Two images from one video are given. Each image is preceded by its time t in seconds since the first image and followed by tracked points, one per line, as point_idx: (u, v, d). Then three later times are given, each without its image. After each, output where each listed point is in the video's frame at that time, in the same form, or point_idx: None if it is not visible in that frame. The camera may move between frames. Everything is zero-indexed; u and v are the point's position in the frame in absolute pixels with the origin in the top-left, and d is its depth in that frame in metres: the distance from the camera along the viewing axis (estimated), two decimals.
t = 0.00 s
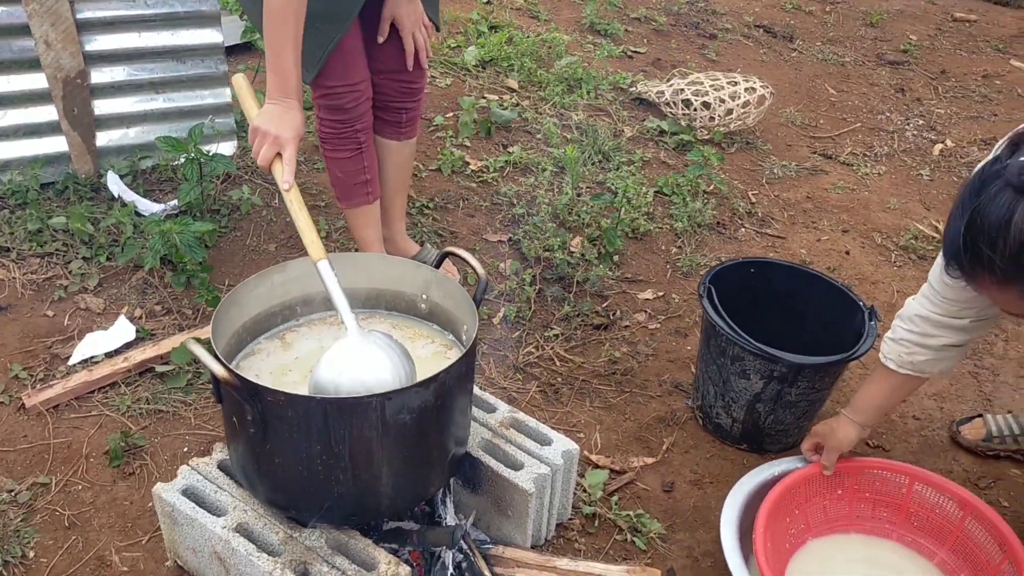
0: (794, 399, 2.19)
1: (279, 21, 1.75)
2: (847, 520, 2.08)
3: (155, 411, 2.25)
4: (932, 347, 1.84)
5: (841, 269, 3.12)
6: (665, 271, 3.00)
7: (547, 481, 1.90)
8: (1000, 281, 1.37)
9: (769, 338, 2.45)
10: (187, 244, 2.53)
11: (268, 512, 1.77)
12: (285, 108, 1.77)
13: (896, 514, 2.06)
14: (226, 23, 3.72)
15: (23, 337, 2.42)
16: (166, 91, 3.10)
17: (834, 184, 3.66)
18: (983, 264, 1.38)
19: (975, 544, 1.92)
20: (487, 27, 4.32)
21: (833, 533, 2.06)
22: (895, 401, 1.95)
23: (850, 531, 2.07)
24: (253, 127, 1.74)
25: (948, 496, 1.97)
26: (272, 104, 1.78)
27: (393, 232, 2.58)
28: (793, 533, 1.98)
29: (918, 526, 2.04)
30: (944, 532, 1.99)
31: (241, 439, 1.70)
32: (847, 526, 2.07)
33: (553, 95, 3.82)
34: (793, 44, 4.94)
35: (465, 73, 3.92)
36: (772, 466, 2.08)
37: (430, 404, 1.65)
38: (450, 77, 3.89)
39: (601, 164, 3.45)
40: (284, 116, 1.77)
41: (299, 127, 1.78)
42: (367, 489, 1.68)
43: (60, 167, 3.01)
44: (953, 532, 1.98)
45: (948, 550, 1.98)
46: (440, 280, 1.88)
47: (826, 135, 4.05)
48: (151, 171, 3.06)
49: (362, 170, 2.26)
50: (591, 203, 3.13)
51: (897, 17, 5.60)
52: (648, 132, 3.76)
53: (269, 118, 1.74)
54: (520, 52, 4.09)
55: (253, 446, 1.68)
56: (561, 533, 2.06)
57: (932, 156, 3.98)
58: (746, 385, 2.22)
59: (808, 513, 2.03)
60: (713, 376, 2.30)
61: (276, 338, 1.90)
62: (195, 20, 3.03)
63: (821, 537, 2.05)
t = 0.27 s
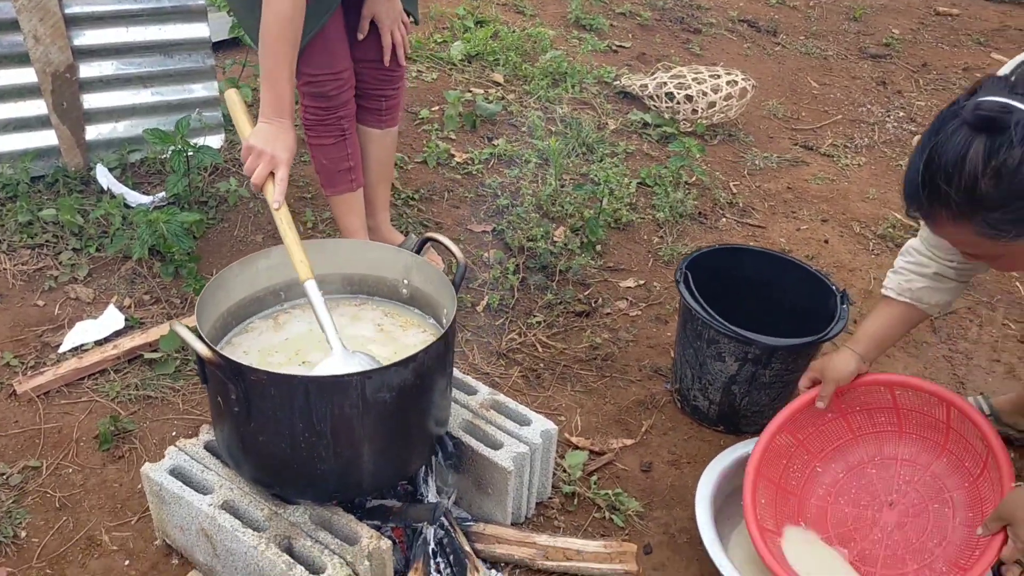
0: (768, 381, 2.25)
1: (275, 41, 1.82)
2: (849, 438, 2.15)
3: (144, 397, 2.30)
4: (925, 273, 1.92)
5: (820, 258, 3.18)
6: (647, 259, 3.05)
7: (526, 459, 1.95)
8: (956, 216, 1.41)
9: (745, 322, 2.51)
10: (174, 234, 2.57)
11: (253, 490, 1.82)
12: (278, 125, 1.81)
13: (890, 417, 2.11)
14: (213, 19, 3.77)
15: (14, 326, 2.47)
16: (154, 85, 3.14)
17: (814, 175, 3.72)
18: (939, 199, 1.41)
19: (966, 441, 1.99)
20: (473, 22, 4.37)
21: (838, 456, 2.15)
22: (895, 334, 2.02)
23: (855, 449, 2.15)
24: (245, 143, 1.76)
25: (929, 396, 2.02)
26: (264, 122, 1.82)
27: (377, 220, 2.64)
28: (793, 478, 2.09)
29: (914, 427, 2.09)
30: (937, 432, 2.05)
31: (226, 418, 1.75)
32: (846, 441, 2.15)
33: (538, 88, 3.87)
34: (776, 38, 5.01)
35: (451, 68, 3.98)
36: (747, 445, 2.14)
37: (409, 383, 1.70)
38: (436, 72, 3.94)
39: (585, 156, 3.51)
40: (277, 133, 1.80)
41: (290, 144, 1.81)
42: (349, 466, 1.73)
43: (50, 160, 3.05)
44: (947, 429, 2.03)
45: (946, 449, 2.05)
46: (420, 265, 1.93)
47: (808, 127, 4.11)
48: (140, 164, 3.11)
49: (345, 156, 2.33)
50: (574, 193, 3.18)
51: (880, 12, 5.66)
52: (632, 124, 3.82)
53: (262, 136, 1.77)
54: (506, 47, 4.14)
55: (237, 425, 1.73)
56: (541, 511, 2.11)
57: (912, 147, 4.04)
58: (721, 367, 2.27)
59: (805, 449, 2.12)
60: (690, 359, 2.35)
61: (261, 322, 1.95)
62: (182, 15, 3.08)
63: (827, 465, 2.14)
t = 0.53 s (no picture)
0: (747, 361, 2.31)
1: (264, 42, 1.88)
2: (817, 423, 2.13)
3: (140, 380, 2.36)
4: (902, 246, 2.00)
5: (802, 246, 3.25)
6: (633, 248, 3.11)
7: (512, 436, 2.02)
8: (926, 117, 1.43)
9: (728, 305, 2.58)
10: (170, 222, 2.64)
11: (247, 466, 1.89)
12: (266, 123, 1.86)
13: (862, 412, 2.13)
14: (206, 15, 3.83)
15: (13, 314, 2.52)
16: (150, 80, 3.21)
17: (798, 166, 3.79)
18: (910, 101, 1.44)
19: (943, 433, 2.01)
20: (463, 18, 4.44)
21: (807, 437, 2.11)
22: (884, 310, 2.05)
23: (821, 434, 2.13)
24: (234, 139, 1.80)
25: (912, 391, 2.05)
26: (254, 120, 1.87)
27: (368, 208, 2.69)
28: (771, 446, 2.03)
29: (881, 422, 2.12)
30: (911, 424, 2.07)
31: (220, 395, 1.81)
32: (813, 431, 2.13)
33: (527, 82, 3.94)
34: (762, 33, 5.08)
35: (441, 63, 4.04)
36: (728, 424, 2.20)
37: (397, 360, 1.75)
38: (427, 67, 4.00)
39: (573, 148, 3.57)
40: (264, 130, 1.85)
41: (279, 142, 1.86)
42: (339, 440, 1.79)
43: (46, 153, 3.10)
44: (921, 422, 2.06)
45: (916, 443, 2.07)
46: (408, 248, 1.99)
47: (792, 120, 4.18)
48: (135, 157, 3.17)
49: (337, 147, 2.39)
50: (562, 184, 3.24)
51: (866, 7, 5.74)
52: (619, 117, 3.89)
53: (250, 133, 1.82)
54: (495, 43, 4.21)
55: (231, 402, 1.79)
56: (527, 488, 2.18)
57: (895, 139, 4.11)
58: (702, 349, 2.33)
59: (782, 422, 2.07)
60: (672, 342, 2.41)
61: (253, 305, 2.01)
62: (176, 10, 3.14)
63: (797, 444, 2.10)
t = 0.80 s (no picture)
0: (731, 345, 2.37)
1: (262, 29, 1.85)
2: (794, 374, 2.21)
3: (139, 367, 2.42)
4: (873, 201, 2.08)
5: (787, 235, 3.32)
6: (621, 238, 3.18)
7: (502, 417, 2.08)
8: (895, 57, 1.47)
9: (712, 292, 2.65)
10: (167, 213, 2.70)
11: (244, 446, 1.94)
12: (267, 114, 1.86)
13: (840, 365, 2.17)
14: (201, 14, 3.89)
15: (14, 304, 2.58)
16: (146, 76, 3.26)
17: (783, 159, 3.86)
18: (882, 43, 1.47)
19: (909, 383, 2.02)
20: (454, 16, 4.50)
21: (782, 387, 2.20)
22: (855, 266, 2.13)
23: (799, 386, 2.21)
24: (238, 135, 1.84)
25: (883, 341, 2.07)
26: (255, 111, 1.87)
27: (361, 199, 2.75)
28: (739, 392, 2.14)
29: (858, 374, 2.15)
30: (882, 376, 2.10)
31: (217, 376, 1.86)
32: (790, 379, 2.20)
33: (517, 78, 4.00)
34: (749, 30, 5.16)
35: (432, 60, 4.11)
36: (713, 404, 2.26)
37: (389, 340, 1.81)
38: (418, 64, 4.07)
39: (562, 142, 3.64)
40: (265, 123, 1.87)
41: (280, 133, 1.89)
42: (334, 419, 1.85)
43: (44, 148, 3.16)
44: (890, 374, 2.08)
45: (887, 394, 2.09)
46: (399, 235, 2.05)
47: (778, 114, 4.26)
48: (132, 152, 3.22)
49: (331, 139, 2.45)
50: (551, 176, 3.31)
51: (852, 4, 5.82)
52: (607, 112, 3.95)
53: (251, 125, 1.84)
54: (485, 40, 4.28)
55: (228, 382, 1.84)
56: (517, 468, 2.24)
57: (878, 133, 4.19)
58: (687, 333, 2.39)
59: (754, 372, 2.17)
60: (658, 327, 2.48)
61: (249, 291, 2.06)
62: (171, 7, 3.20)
63: (770, 394, 2.20)
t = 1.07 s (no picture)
0: (720, 332, 2.43)
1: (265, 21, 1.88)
2: (833, 335, 2.24)
3: (141, 358, 2.46)
4: (876, 161, 2.07)
5: (775, 229, 3.38)
6: (612, 232, 3.24)
7: (497, 402, 2.13)
8: None
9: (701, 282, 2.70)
10: (167, 207, 2.75)
11: (245, 431, 1.99)
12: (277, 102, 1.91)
13: (870, 317, 2.17)
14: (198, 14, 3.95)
15: (17, 298, 2.62)
16: (144, 74, 3.32)
17: (772, 155, 3.93)
18: None
19: (926, 313, 1.98)
20: (447, 16, 4.56)
21: (821, 351, 2.25)
22: (866, 225, 2.11)
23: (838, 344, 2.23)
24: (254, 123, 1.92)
25: (893, 280, 2.06)
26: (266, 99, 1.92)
27: (356, 193, 2.81)
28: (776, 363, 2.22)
29: (887, 320, 2.14)
30: (906, 318, 2.07)
31: (219, 362, 1.91)
32: (833, 340, 2.24)
33: (509, 77, 4.06)
34: (738, 29, 5.23)
35: (426, 59, 4.17)
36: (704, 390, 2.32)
37: (387, 326, 1.86)
38: (412, 63, 4.12)
39: (554, 139, 3.70)
40: (275, 111, 1.91)
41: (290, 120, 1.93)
42: (333, 403, 1.90)
43: (44, 146, 3.21)
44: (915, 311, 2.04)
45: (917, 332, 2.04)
46: (396, 226, 2.11)
47: (766, 111, 4.33)
48: (131, 150, 3.28)
49: (327, 135, 2.49)
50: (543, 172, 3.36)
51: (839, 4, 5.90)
52: (599, 110, 4.02)
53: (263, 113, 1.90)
54: (478, 39, 4.34)
55: (230, 368, 1.89)
56: (512, 454, 2.29)
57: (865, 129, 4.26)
58: (677, 321, 2.45)
59: (788, 344, 2.24)
60: (649, 316, 2.54)
61: (249, 281, 2.11)
62: (168, 6, 3.25)
63: (811, 360, 2.25)
